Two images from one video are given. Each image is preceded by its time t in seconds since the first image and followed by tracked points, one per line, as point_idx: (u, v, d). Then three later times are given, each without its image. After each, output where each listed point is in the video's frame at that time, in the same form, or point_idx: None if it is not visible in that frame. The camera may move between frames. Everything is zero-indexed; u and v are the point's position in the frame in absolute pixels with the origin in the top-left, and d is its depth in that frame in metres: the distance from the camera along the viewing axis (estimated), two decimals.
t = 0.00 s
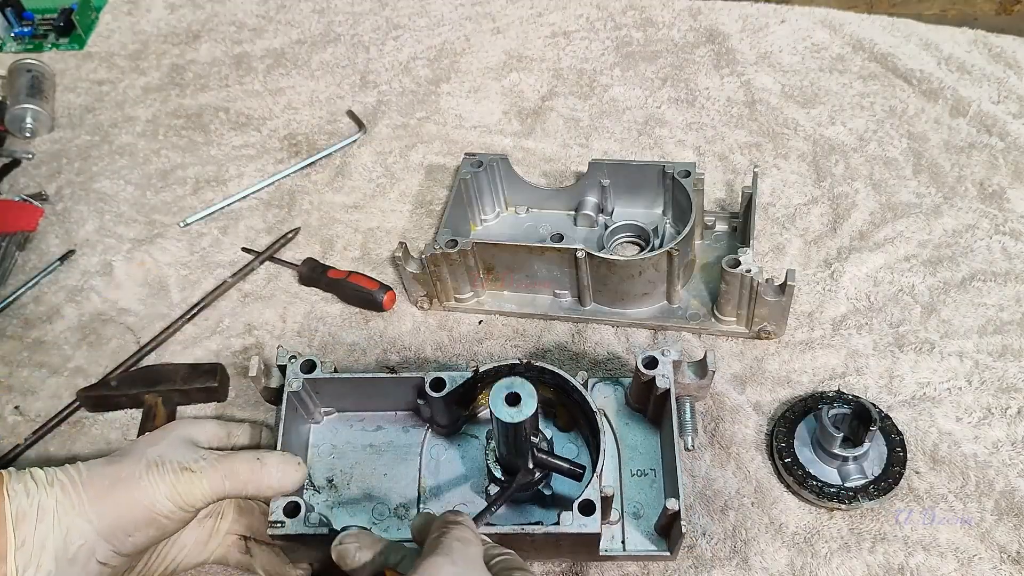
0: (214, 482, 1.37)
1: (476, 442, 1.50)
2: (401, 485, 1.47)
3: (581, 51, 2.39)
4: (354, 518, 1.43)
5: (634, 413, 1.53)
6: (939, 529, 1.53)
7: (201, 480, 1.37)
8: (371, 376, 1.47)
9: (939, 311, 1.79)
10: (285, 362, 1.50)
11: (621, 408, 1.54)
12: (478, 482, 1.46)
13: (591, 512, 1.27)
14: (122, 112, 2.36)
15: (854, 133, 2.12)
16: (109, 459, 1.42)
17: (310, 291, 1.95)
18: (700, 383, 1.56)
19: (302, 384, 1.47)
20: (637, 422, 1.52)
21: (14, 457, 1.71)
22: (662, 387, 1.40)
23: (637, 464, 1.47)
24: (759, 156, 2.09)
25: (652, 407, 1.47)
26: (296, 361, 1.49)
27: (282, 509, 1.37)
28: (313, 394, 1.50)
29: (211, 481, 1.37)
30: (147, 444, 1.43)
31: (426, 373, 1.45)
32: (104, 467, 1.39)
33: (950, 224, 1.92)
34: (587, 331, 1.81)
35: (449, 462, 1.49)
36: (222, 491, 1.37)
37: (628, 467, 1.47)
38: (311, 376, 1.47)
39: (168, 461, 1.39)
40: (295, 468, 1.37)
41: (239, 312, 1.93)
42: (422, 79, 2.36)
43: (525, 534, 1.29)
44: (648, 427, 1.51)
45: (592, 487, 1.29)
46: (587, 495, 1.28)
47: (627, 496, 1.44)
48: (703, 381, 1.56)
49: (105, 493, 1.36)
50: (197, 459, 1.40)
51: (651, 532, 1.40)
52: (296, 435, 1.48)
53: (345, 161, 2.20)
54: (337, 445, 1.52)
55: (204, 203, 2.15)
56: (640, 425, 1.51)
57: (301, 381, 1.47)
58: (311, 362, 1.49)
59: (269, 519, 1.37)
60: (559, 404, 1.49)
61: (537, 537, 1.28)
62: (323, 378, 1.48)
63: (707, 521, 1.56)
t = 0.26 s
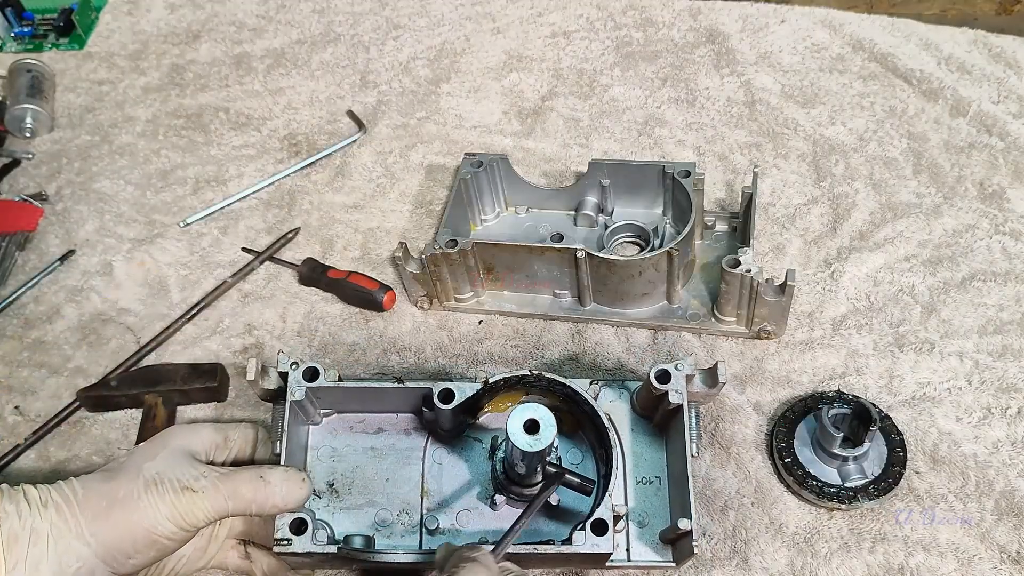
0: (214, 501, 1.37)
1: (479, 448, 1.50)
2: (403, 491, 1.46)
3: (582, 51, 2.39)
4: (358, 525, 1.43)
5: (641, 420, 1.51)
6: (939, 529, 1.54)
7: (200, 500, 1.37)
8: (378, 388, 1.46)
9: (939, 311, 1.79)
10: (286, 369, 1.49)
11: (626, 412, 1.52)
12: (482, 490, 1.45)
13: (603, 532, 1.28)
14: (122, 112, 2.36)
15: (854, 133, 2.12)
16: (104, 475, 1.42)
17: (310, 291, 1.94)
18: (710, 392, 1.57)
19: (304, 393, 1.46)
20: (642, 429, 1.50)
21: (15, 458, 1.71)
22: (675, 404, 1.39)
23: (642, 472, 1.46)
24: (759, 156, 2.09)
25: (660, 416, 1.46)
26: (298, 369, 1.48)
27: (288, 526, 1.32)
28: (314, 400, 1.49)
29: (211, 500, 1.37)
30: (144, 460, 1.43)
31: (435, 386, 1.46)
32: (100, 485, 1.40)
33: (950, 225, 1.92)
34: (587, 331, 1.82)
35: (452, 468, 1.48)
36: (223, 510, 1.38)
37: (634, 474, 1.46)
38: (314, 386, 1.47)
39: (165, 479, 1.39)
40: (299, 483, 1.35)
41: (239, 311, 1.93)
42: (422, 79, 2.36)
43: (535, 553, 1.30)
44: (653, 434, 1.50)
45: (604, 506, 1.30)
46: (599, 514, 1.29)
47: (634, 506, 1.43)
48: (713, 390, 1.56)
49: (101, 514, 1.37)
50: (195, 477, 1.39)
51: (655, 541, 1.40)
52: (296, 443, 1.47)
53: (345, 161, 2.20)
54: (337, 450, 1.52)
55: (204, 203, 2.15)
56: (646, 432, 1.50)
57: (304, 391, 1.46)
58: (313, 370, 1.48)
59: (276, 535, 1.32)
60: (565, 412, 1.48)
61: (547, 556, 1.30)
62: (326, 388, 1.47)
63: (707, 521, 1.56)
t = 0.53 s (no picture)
0: (219, 525, 1.38)
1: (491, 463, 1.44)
2: (409, 500, 1.44)
3: (581, 51, 2.39)
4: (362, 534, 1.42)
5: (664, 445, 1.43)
6: (939, 529, 1.54)
7: (204, 525, 1.39)
8: (395, 411, 1.35)
9: (939, 311, 1.79)
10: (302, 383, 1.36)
11: (649, 439, 1.43)
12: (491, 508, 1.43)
13: None
14: (122, 112, 2.36)
15: (854, 133, 2.12)
16: (106, 488, 1.41)
17: (310, 291, 1.94)
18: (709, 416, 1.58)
19: (315, 412, 1.37)
20: (664, 453, 1.43)
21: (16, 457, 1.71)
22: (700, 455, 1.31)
23: (656, 496, 1.42)
24: (759, 156, 2.09)
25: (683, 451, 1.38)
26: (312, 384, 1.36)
27: (295, 550, 1.28)
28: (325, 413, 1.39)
29: (216, 525, 1.38)
30: (146, 475, 1.42)
31: (454, 413, 1.32)
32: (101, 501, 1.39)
33: (950, 224, 1.92)
34: (587, 331, 1.82)
35: (463, 476, 1.45)
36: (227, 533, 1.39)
37: (649, 498, 1.42)
38: (327, 405, 1.36)
39: (169, 500, 1.39)
40: (308, 510, 1.34)
41: (239, 312, 1.93)
42: (422, 79, 2.36)
43: None
44: (675, 458, 1.43)
45: (618, 558, 1.26)
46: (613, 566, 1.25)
47: (645, 532, 1.41)
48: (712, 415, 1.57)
49: (104, 533, 1.37)
50: (200, 498, 1.40)
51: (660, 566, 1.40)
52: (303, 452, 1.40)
53: (345, 161, 2.20)
54: (345, 453, 1.45)
55: (204, 203, 2.15)
56: (667, 457, 1.43)
57: (316, 409, 1.36)
58: (327, 386, 1.37)
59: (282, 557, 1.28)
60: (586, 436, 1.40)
61: None
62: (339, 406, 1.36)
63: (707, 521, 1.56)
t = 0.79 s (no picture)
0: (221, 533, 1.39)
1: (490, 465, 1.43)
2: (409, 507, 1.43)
3: (581, 51, 2.39)
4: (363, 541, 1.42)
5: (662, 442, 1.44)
6: (939, 529, 1.54)
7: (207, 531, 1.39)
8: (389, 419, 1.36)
9: (939, 311, 1.79)
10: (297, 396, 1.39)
11: (647, 434, 1.44)
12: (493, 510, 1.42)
13: None
14: (122, 112, 2.36)
15: (854, 133, 2.12)
16: (113, 485, 1.40)
17: (310, 291, 1.94)
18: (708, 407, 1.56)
19: (313, 423, 1.39)
20: (662, 449, 1.44)
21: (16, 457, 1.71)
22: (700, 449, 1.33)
23: (657, 493, 1.43)
24: (759, 156, 2.09)
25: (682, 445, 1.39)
26: (307, 396, 1.39)
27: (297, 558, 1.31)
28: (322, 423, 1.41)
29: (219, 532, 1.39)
30: (153, 475, 1.43)
31: (450, 418, 1.34)
32: (108, 498, 1.37)
33: (950, 224, 1.92)
34: (587, 331, 1.82)
35: (462, 481, 1.43)
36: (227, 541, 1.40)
37: (650, 495, 1.43)
38: (324, 416, 1.39)
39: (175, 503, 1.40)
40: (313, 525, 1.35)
41: (239, 312, 1.93)
42: (422, 79, 2.36)
43: None
44: (673, 455, 1.44)
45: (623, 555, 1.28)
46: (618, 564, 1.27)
47: (647, 530, 1.41)
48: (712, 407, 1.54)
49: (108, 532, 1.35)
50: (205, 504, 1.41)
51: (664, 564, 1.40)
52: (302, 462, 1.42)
53: (345, 160, 2.20)
54: (343, 462, 1.45)
55: (204, 203, 2.15)
56: (666, 453, 1.44)
57: (313, 420, 1.39)
58: (323, 398, 1.39)
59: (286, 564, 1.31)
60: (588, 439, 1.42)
61: None
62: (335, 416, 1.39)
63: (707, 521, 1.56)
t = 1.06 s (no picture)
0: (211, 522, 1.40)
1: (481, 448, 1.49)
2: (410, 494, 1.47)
3: (582, 51, 2.39)
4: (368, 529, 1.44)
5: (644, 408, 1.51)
6: (939, 529, 1.53)
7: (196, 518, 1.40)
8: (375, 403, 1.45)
9: (939, 311, 1.79)
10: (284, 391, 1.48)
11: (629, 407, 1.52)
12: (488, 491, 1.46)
13: (612, 529, 1.29)
14: (122, 112, 2.36)
15: (854, 133, 2.12)
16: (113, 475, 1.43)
17: (310, 291, 1.94)
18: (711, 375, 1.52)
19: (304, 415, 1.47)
20: (646, 416, 1.51)
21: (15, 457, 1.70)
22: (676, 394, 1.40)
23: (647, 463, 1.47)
24: (759, 156, 2.09)
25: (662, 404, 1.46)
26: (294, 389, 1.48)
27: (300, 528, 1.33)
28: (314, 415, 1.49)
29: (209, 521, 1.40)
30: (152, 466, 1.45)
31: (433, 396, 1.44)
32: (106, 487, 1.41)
33: (950, 224, 1.92)
34: (587, 332, 1.81)
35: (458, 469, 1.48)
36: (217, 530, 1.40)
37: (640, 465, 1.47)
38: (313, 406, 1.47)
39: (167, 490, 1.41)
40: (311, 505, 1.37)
41: (239, 312, 1.93)
42: (422, 79, 2.36)
43: (546, 554, 1.30)
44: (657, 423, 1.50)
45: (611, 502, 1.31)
46: (608, 512, 1.30)
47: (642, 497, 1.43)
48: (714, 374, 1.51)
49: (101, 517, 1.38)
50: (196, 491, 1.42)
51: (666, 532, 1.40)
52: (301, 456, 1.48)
53: (345, 160, 2.20)
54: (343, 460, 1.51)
55: (204, 203, 2.15)
56: (649, 422, 1.50)
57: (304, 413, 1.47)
58: (311, 390, 1.48)
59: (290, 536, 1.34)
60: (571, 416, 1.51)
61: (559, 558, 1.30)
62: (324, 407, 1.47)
63: (707, 521, 1.56)
